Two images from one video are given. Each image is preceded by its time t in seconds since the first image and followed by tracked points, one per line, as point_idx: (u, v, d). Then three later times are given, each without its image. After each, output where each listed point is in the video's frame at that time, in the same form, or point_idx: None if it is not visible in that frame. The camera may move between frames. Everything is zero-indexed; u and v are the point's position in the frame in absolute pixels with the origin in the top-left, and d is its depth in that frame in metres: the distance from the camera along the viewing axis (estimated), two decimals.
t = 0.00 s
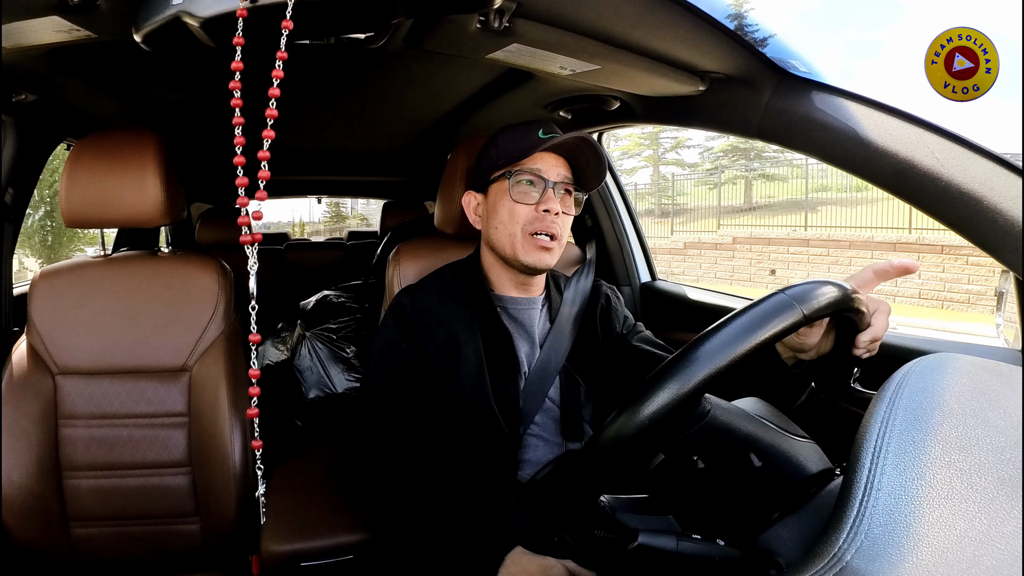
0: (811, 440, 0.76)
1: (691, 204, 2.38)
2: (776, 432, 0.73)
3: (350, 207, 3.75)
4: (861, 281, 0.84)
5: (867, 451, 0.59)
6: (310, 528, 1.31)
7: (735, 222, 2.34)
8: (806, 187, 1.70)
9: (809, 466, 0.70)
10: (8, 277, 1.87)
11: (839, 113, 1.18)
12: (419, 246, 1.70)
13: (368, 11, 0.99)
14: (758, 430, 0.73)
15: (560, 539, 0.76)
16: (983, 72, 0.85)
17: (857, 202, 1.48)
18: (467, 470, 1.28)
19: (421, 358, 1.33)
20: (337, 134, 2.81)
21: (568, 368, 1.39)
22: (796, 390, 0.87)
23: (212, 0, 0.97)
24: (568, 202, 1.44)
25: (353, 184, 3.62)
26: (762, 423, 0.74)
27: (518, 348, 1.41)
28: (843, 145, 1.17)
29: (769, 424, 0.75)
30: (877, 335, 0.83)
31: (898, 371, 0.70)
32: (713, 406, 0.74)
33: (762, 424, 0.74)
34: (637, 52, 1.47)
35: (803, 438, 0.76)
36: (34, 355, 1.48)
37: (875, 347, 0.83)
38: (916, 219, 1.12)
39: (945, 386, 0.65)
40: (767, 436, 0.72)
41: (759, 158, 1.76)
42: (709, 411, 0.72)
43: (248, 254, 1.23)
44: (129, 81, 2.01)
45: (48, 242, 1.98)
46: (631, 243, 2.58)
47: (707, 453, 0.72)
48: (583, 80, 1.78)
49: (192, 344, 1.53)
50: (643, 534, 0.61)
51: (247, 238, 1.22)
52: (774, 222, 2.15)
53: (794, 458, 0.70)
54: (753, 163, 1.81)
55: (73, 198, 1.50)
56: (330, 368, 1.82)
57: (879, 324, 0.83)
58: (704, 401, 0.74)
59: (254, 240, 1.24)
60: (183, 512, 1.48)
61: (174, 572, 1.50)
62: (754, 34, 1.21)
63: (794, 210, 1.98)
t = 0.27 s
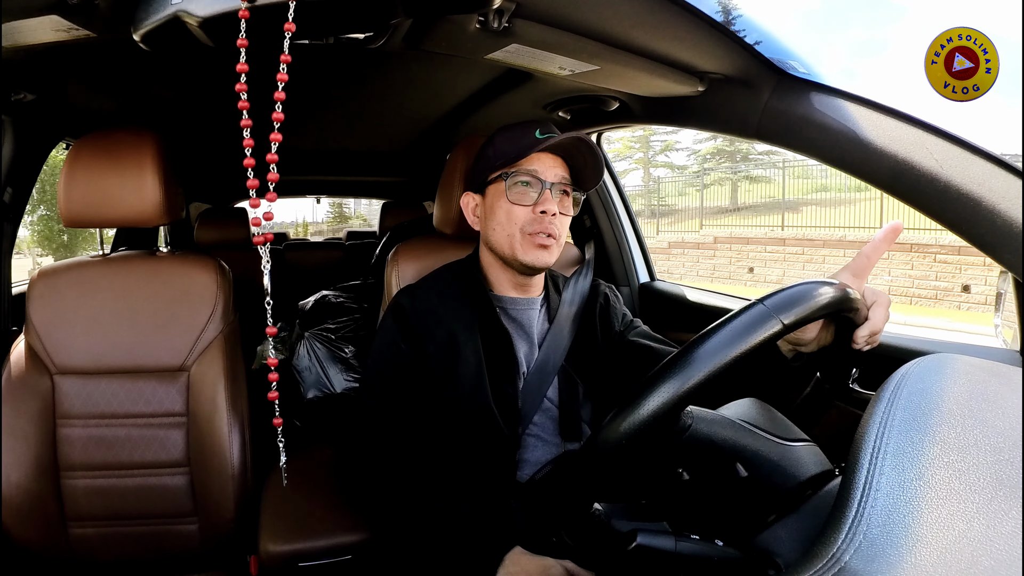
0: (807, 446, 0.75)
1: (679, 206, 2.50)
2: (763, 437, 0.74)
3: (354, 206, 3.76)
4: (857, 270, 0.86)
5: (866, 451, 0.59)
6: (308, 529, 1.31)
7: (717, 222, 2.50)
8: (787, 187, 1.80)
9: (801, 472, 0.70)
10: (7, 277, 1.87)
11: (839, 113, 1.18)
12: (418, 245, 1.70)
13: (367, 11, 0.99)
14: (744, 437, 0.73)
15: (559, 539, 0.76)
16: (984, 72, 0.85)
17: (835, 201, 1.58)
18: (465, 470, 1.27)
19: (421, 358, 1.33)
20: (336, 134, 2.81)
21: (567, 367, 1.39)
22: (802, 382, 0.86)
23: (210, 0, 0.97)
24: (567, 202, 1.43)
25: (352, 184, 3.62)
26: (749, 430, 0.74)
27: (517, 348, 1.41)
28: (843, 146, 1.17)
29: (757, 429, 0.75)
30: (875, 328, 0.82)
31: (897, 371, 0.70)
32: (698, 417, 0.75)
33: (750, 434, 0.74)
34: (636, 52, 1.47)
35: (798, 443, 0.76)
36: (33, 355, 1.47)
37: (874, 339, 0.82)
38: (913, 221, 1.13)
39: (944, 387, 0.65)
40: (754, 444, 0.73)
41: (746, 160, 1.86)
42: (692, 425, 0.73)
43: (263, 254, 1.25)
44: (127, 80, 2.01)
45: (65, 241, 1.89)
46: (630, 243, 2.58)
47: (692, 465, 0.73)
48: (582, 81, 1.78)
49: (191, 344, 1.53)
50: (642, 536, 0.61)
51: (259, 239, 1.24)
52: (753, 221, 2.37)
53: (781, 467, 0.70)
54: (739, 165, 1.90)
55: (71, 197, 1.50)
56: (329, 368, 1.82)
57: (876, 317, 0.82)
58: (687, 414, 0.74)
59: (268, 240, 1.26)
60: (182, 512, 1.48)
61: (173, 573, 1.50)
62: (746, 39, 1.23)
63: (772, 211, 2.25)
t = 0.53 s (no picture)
0: (805, 448, 0.72)
1: (665, 207, 2.43)
2: (746, 446, 0.71)
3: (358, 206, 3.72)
4: (853, 259, 0.85)
5: (866, 451, 0.60)
6: (307, 529, 1.31)
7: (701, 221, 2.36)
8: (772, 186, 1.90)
9: (785, 483, 0.68)
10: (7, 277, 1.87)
11: (840, 113, 1.18)
12: (419, 245, 1.70)
13: (367, 11, 0.99)
14: (725, 450, 0.71)
15: (559, 539, 0.77)
16: (983, 72, 0.84)
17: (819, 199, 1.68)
18: (466, 468, 1.28)
19: (421, 358, 1.33)
20: (336, 134, 2.81)
21: (568, 366, 1.40)
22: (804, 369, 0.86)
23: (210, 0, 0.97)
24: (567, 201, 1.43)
25: (352, 184, 3.62)
26: (731, 441, 0.71)
27: (518, 348, 1.42)
28: (843, 146, 1.17)
29: (740, 438, 0.72)
30: (873, 321, 0.80)
31: (898, 370, 0.70)
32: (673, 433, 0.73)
33: (734, 443, 0.71)
34: (636, 52, 1.47)
35: (793, 444, 0.72)
36: (33, 354, 1.47)
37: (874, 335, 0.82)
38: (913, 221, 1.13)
39: (944, 387, 0.65)
40: (735, 456, 0.70)
41: (734, 163, 1.94)
42: (666, 444, 0.72)
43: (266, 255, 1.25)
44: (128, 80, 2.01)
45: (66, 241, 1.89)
46: (631, 243, 2.58)
47: (674, 480, 0.71)
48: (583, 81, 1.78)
49: (191, 344, 1.53)
50: (643, 536, 0.60)
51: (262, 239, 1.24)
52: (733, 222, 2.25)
53: (764, 478, 0.68)
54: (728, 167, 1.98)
55: (72, 197, 1.50)
56: (329, 368, 1.82)
57: (872, 308, 0.80)
58: (661, 431, 0.73)
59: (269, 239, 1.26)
60: (182, 512, 1.48)
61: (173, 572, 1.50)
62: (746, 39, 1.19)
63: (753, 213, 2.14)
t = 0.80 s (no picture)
0: (796, 454, 0.67)
1: (657, 208, 2.43)
2: (727, 463, 0.67)
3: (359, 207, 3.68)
4: (835, 251, 0.79)
5: (867, 451, 0.59)
6: (308, 529, 1.31)
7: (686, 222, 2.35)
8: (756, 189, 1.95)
9: (767, 502, 0.65)
10: (8, 278, 1.88)
11: (841, 113, 1.18)
12: (419, 245, 1.70)
13: (368, 11, 0.99)
14: (704, 470, 0.66)
15: (560, 539, 0.77)
16: (984, 71, 0.84)
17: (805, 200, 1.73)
18: (468, 466, 1.29)
19: (423, 358, 1.33)
20: (337, 134, 2.81)
21: (567, 364, 1.39)
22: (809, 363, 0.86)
23: (211, 0, 0.97)
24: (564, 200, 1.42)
25: (352, 184, 3.62)
26: (711, 459, 0.67)
27: (519, 347, 1.42)
28: (845, 146, 1.17)
29: (721, 454, 0.67)
30: (864, 314, 0.75)
31: (899, 371, 0.70)
32: (647, 456, 0.68)
33: (717, 458, 0.67)
34: (637, 52, 1.47)
35: (784, 449, 0.68)
36: (34, 354, 1.48)
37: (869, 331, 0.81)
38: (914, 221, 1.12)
39: (945, 387, 0.65)
40: (714, 476, 0.66)
41: (720, 166, 1.99)
42: (642, 470, 0.67)
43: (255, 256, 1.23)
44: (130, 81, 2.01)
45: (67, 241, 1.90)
46: (631, 243, 2.57)
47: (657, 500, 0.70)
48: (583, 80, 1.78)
49: (192, 344, 1.53)
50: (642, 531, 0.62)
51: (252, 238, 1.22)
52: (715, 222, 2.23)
53: (745, 494, 0.65)
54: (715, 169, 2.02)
55: (73, 197, 1.50)
56: (329, 368, 1.81)
57: (863, 301, 0.75)
58: (635, 455, 0.68)
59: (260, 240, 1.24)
60: (183, 512, 1.48)
61: (174, 572, 1.50)
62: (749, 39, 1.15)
63: (732, 214, 2.14)
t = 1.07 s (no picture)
0: (784, 462, 0.68)
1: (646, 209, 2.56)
2: (714, 473, 0.68)
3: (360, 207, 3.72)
4: (819, 254, 0.77)
5: (869, 452, 0.59)
6: (310, 529, 1.31)
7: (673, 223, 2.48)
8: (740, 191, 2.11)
9: (756, 511, 0.66)
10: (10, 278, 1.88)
11: (842, 114, 1.18)
12: (421, 246, 1.70)
13: (370, 12, 0.99)
14: (691, 481, 0.68)
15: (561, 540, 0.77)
16: (983, 72, 0.84)
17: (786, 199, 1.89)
18: (470, 466, 1.29)
19: (425, 358, 1.33)
20: (338, 135, 2.82)
21: (568, 364, 1.40)
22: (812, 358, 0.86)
23: (214, 1, 0.98)
24: (561, 199, 1.42)
25: (353, 185, 3.63)
26: (698, 470, 0.68)
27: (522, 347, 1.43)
28: (847, 146, 1.17)
29: (709, 464, 0.69)
30: (854, 314, 0.72)
31: (900, 371, 0.70)
32: (635, 470, 0.70)
33: (702, 470, 0.68)
34: (639, 53, 1.47)
35: (774, 457, 0.69)
36: (36, 354, 1.48)
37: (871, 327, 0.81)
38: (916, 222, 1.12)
39: (947, 388, 0.65)
40: (702, 487, 0.68)
41: (707, 167, 2.13)
42: (630, 486, 0.69)
43: (255, 257, 1.23)
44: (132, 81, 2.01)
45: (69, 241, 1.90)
46: (633, 244, 2.57)
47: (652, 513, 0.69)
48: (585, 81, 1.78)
49: (194, 344, 1.54)
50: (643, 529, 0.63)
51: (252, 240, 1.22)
52: (700, 222, 2.40)
53: (734, 503, 0.67)
54: (701, 171, 2.17)
55: (76, 198, 1.50)
56: (331, 368, 1.82)
57: (852, 300, 0.72)
58: (623, 470, 0.70)
59: (260, 241, 1.25)
60: (184, 512, 1.48)
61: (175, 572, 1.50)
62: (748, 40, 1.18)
63: (714, 216, 2.33)
